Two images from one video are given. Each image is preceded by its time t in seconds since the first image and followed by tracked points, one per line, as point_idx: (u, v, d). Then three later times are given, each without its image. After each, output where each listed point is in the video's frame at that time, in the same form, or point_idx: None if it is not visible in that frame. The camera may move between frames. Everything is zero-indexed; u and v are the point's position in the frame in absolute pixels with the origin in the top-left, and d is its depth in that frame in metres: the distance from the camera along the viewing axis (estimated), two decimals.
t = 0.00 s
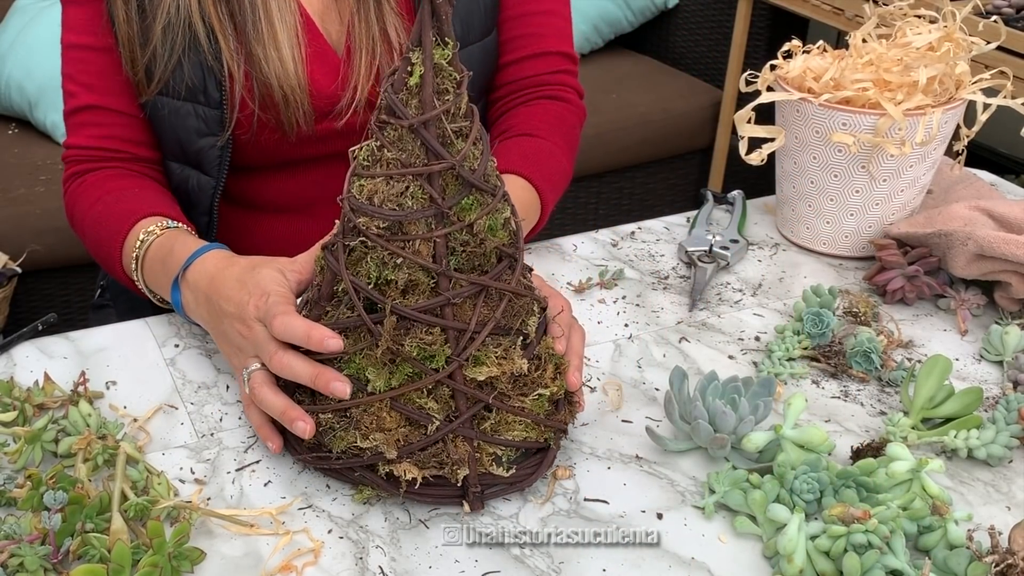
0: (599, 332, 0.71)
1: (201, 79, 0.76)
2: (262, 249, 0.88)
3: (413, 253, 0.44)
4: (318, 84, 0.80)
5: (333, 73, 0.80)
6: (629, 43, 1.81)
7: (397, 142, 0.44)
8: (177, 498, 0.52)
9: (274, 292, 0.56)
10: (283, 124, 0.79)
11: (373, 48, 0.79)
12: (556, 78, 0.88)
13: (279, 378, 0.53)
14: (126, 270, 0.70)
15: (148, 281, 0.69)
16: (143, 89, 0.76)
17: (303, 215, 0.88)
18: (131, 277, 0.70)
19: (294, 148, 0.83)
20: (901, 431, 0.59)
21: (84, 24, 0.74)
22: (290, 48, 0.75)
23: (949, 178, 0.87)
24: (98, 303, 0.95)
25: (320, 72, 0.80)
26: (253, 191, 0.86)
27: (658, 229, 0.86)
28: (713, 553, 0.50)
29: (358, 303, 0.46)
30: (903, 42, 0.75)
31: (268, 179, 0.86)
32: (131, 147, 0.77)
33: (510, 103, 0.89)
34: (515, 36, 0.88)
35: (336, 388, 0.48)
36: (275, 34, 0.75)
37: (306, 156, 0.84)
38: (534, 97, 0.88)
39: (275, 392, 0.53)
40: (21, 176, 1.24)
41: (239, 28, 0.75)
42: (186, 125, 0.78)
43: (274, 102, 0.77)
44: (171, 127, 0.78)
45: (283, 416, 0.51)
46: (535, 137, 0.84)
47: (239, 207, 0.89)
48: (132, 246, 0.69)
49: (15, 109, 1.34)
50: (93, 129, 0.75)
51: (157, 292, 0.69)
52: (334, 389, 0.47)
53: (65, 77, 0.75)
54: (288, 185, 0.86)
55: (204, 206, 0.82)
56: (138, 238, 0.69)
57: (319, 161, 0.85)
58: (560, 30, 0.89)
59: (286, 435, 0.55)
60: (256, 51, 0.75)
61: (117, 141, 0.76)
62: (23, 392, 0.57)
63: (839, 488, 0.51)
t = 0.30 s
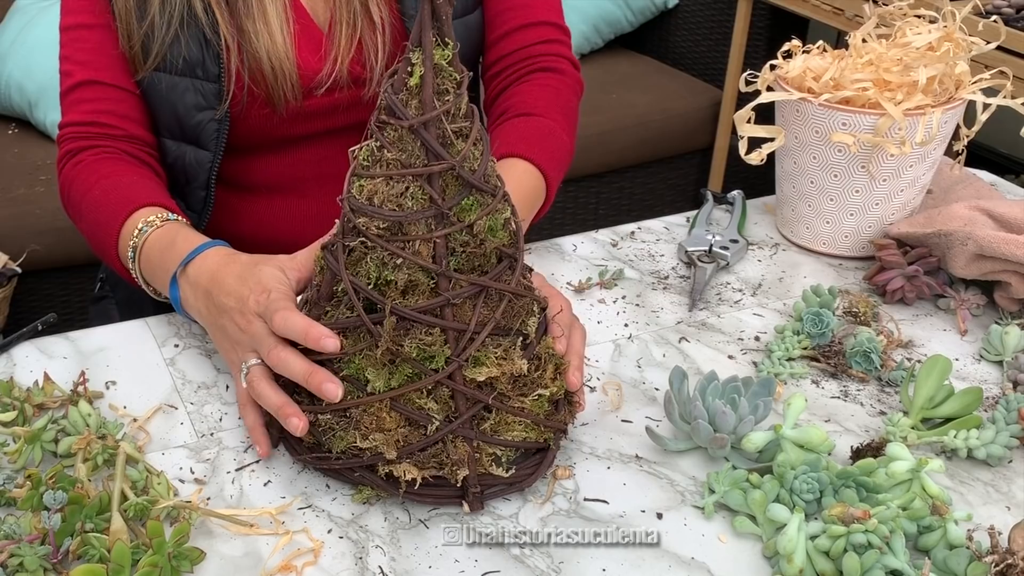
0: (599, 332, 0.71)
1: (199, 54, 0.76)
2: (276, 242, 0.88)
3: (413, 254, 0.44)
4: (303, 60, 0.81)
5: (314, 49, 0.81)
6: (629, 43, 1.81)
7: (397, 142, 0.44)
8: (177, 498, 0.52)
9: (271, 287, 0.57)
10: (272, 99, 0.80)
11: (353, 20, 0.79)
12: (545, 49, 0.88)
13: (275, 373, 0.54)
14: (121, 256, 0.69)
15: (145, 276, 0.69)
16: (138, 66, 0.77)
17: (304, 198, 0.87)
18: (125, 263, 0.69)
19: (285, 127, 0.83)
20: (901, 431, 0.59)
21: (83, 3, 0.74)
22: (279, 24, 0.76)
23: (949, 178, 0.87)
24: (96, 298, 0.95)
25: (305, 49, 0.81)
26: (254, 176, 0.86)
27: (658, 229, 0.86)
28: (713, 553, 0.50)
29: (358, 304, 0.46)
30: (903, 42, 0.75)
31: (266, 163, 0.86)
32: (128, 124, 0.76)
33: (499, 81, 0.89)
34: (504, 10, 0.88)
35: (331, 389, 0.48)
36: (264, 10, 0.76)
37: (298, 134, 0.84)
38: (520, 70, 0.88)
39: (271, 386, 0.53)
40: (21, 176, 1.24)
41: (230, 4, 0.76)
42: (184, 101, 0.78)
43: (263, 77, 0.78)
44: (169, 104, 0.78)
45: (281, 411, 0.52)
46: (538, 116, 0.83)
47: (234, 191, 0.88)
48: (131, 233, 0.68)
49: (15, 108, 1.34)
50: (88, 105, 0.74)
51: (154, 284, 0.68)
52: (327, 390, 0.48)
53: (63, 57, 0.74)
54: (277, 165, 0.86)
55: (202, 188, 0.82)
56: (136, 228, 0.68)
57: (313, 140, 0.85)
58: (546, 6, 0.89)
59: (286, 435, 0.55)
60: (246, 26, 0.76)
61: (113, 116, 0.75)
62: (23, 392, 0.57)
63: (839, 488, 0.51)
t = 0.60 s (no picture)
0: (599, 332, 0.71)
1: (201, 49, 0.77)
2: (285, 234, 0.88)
3: (416, 260, 0.44)
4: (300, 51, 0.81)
5: (311, 39, 0.82)
6: (629, 43, 1.81)
7: (400, 146, 0.44)
8: (177, 497, 0.52)
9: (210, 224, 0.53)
10: (270, 93, 0.81)
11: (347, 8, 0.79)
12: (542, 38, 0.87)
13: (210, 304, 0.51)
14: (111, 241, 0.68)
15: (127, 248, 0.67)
16: (137, 63, 0.77)
17: (309, 188, 0.87)
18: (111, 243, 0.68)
19: (284, 117, 0.84)
20: (901, 431, 0.59)
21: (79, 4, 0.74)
22: (277, 21, 0.77)
23: (949, 178, 0.87)
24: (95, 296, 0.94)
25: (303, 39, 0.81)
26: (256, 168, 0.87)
27: (658, 229, 0.86)
28: (713, 554, 0.50)
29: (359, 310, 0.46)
30: (903, 42, 0.75)
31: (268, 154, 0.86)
32: (127, 121, 0.76)
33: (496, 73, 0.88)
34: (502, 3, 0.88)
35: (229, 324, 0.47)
36: (261, 9, 0.76)
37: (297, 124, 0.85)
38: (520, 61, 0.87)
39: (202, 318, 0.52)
40: (21, 176, 1.24)
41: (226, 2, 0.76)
42: (184, 92, 0.78)
43: (262, 73, 0.79)
44: (169, 97, 0.79)
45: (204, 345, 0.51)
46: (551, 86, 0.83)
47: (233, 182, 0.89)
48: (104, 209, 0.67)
49: (15, 108, 1.34)
50: (86, 104, 0.74)
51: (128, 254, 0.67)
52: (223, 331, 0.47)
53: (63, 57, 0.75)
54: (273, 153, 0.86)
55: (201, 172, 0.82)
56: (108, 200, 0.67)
57: (315, 129, 0.86)
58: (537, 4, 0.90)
59: (286, 438, 0.55)
60: (243, 26, 0.76)
61: (110, 113, 0.74)
62: (23, 392, 0.56)
63: (839, 488, 0.51)
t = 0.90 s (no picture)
0: (598, 332, 0.71)
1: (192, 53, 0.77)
2: (290, 229, 0.88)
3: (416, 260, 0.44)
4: (303, 54, 0.82)
5: (316, 40, 0.82)
6: (629, 43, 1.81)
7: (400, 147, 0.44)
8: (177, 497, 0.52)
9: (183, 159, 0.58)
10: (270, 104, 0.82)
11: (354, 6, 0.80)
12: (530, 49, 0.96)
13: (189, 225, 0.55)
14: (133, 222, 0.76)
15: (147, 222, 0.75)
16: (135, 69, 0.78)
17: (310, 182, 0.87)
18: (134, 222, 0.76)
19: (288, 116, 0.84)
20: (901, 431, 0.59)
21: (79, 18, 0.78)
22: (277, 36, 0.78)
23: (949, 178, 0.87)
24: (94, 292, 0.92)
25: (307, 43, 0.82)
26: (257, 166, 0.87)
27: (658, 229, 0.86)
28: (712, 553, 0.51)
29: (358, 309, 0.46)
30: (903, 42, 0.75)
31: (271, 151, 0.86)
32: (132, 125, 0.81)
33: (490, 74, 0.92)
34: (492, 21, 0.96)
35: (180, 230, 0.51)
36: (261, 26, 0.77)
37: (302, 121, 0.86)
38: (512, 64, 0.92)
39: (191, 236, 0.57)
40: (21, 176, 1.24)
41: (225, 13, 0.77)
42: (185, 92, 0.79)
43: (262, 88, 0.80)
44: (170, 99, 0.80)
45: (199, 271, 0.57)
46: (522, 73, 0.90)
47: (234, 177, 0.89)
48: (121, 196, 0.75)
49: (15, 108, 1.34)
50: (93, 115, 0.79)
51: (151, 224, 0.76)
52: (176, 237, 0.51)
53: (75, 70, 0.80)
54: (274, 150, 0.86)
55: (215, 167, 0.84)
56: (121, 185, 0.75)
57: (319, 123, 0.86)
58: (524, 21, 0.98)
59: (286, 439, 0.55)
60: (243, 44, 0.77)
61: (113, 122, 0.80)
62: (23, 392, 0.57)
63: (839, 488, 0.51)
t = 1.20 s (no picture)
0: (599, 331, 0.71)
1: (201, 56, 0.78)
2: (289, 226, 0.88)
3: (416, 260, 0.44)
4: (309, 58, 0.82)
5: (323, 44, 0.82)
6: (629, 43, 1.81)
7: (400, 147, 0.44)
8: (177, 497, 0.52)
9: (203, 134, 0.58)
10: (276, 107, 0.82)
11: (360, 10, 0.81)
12: (530, 55, 0.96)
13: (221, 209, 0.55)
14: (140, 206, 0.77)
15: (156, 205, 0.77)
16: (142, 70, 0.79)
17: (310, 180, 0.87)
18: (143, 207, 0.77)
19: (291, 117, 0.84)
20: (901, 431, 0.59)
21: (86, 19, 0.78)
22: (285, 42, 0.78)
23: (949, 178, 0.87)
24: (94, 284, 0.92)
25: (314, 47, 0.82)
26: (259, 165, 0.87)
27: (658, 229, 0.86)
28: (713, 553, 0.50)
29: (358, 309, 0.46)
30: (903, 42, 0.75)
31: (273, 150, 0.86)
32: (139, 124, 0.82)
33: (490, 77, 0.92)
34: (494, 26, 0.96)
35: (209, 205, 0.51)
36: (269, 31, 0.77)
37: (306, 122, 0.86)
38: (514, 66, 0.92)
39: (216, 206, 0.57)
40: (21, 176, 1.24)
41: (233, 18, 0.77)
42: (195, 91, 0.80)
43: (269, 92, 0.80)
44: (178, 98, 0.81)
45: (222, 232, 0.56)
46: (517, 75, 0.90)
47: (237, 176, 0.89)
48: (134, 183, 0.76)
49: (15, 108, 1.34)
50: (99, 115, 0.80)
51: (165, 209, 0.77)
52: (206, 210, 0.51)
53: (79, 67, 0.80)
54: (277, 150, 0.86)
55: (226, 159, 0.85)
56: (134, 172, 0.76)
57: (321, 124, 0.87)
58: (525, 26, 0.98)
59: (285, 439, 0.55)
60: (251, 49, 0.78)
61: (120, 120, 0.81)
62: (23, 392, 0.56)
63: (839, 488, 0.51)
